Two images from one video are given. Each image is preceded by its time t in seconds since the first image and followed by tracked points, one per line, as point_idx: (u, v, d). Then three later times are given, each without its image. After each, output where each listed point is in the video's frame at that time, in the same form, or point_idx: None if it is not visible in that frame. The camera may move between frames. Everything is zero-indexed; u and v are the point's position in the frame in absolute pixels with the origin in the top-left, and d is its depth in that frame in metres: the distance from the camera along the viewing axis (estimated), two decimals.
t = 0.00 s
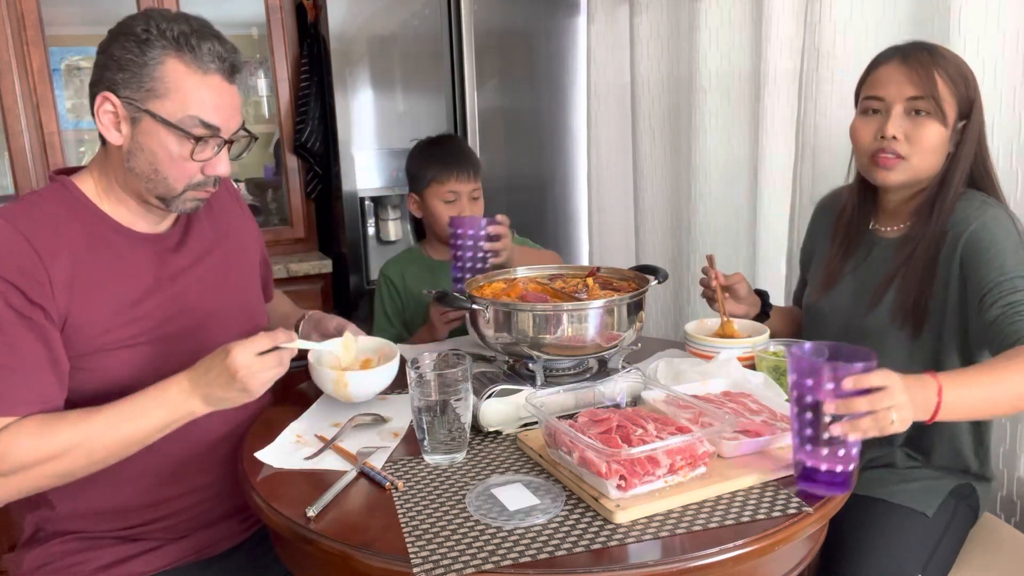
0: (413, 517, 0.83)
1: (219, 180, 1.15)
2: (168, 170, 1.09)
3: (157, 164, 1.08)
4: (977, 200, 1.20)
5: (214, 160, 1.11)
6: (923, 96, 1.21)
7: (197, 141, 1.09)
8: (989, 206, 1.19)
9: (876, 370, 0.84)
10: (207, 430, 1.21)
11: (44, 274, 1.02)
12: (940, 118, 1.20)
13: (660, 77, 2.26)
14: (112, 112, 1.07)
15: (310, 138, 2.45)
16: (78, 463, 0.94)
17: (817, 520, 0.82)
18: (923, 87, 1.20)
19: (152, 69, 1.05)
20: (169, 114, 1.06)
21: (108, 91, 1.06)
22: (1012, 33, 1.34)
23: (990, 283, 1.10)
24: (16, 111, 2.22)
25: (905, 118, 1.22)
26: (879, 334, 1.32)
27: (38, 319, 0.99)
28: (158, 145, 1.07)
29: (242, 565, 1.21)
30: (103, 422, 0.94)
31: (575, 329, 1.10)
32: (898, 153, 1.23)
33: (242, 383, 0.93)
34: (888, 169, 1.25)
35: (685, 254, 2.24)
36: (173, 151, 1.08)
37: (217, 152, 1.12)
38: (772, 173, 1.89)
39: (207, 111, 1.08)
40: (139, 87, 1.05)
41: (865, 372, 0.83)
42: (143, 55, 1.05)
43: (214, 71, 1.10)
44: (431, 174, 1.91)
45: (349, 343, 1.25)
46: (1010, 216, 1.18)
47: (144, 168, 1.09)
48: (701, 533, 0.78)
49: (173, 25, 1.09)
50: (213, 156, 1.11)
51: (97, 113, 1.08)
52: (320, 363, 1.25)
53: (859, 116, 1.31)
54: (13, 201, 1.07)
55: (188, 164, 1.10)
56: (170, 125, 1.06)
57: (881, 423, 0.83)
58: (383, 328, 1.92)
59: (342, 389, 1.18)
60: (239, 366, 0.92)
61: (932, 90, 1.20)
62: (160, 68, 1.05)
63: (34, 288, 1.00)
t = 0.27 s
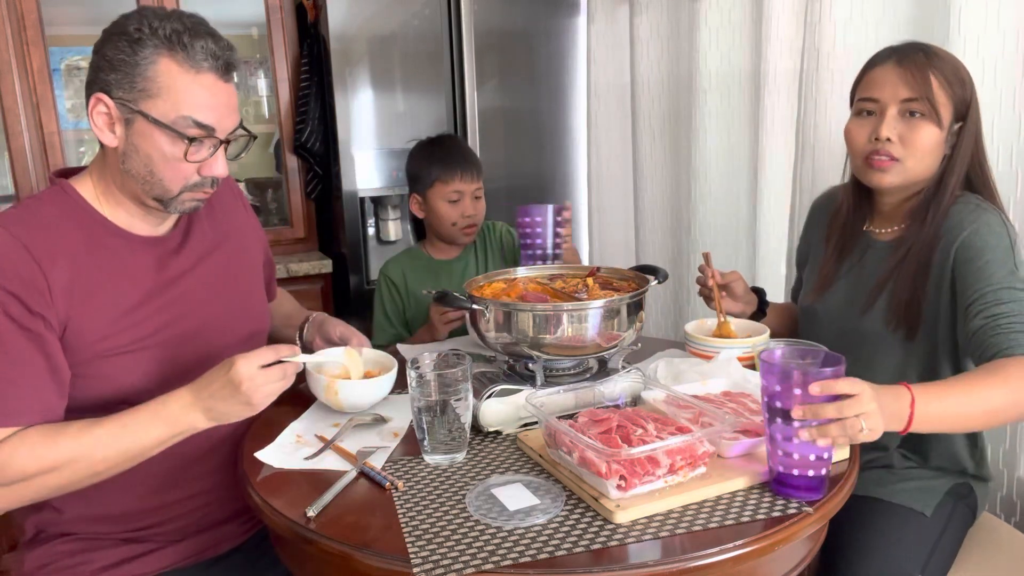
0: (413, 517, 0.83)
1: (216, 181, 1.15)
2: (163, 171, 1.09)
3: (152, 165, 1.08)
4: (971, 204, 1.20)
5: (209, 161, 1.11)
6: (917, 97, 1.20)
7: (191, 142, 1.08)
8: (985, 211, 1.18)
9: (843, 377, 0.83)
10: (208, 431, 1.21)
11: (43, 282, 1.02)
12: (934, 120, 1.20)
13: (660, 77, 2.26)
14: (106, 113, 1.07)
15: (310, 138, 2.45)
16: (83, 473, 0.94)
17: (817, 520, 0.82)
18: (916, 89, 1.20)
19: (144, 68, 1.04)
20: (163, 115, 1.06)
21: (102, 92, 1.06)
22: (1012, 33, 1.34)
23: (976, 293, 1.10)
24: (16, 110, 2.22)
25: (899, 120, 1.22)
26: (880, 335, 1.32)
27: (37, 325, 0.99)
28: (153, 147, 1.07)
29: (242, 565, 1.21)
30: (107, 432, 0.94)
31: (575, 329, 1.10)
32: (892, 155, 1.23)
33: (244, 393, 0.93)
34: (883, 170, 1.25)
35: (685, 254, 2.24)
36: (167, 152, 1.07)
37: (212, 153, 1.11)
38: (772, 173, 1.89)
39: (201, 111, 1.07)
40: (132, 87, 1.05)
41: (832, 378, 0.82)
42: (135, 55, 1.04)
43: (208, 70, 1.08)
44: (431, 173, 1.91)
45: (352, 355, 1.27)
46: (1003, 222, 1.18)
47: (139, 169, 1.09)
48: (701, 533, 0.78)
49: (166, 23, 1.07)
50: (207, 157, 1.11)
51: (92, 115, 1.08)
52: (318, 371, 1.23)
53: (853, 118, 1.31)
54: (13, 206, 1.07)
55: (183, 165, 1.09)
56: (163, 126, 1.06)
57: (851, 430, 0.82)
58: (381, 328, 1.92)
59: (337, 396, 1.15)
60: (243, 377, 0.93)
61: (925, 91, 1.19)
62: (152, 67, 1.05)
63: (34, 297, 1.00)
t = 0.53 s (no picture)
0: (413, 517, 0.83)
1: (219, 185, 1.15)
2: (166, 175, 1.09)
3: (155, 169, 1.08)
4: (979, 205, 1.20)
5: (212, 166, 1.11)
6: (905, 100, 1.20)
7: (195, 147, 1.08)
8: (992, 212, 1.18)
9: (845, 389, 0.82)
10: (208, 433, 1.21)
11: (44, 286, 1.02)
12: (924, 122, 1.20)
13: (660, 78, 2.26)
14: (109, 116, 1.07)
15: (310, 138, 2.45)
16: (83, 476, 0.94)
17: (817, 520, 0.82)
18: (904, 91, 1.20)
19: (149, 72, 1.04)
20: (167, 119, 1.06)
21: (105, 95, 1.06)
22: (1011, 33, 1.34)
23: (978, 296, 1.10)
24: (16, 110, 2.23)
25: (889, 123, 1.23)
26: (881, 335, 1.32)
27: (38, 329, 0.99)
28: (156, 151, 1.07)
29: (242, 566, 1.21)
30: (108, 436, 0.95)
31: (575, 328, 1.10)
32: (882, 158, 1.24)
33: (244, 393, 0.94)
34: (874, 175, 1.26)
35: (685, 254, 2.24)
36: (170, 157, 1.07)
37: (216, 157, 1.11)
38: (772, 173, 1.89)
39: (205, 116, 1.07)
40: (136, 91, 1.05)
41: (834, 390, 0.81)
42: (140, 59, 1.04)
43: (213, 75, 1.08)
44: (430, 173, 1.91)
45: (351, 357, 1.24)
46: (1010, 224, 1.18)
47: (142, 173, 1.09)
48: (701, 533, 0.78)
49: (172, 26, 1.07)
50: (211, 162, 1.11)
51: (95, 117, 1.08)
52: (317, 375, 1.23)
53: (846, 122, 1.31)
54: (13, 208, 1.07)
55: (186, 170, 1.09)
56: (167, 131, 1.06)
57: (847, 444, 0.81)
58: (382, 327, 1.92)
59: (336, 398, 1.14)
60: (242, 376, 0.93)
61: (911, 94, 1.20)
62: (157, 71, 1.05)
63: (34, 301, 1.00)
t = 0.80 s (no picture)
0: (413, 517, 0.83)
1: (219, 186, 1.15)
2: (166, 176, 1.09)
3: (154, 170, 1.08)
4: (983, 209, 1.20)
5: (212, 167, 1.11)
6: (872, 114, 1.24)
7: (195, 148, 1.08)
8: (996, 217, 1.18)
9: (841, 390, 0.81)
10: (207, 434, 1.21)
11: (43, 287, 1.02)
12: (895, 133, 1.21)
13: (660, 77, 2.26)
14: (109, 118, 1.07)
15: (310, 138, 2.45)
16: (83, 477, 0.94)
17: (818, 520, 0.82)
18: (871, 105, 1.23)
19: (148, 73, 1.04)
20: (167, 121, 1.06)
21: (104, 97, 1.06)
22: (1011, 33, 1.34)
23: (975, 300, 1.11)
24: (16, 110, 2.23)
25: (864, 137, 1.26)
26: (882, 336, 1.32)
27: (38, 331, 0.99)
28: (156, 152, 1.07)
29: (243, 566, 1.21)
30: (108, 437, 0.95)
31: (575, 329, 1.10)
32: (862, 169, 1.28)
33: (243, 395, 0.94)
34: (859, 186, 1.29)
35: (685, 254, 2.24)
36: (171, 157, 1.07)
37: (216, 158, 1.11)
38: (772, 172, 1.89)
39: (205, 117, 1.07)
40: (136, 93, 1.05)
41: (834, 392, 0.81)
42: (140, 60, 1.04)
43: (213, 76, 1.08)
44: (430, 173, 1.91)
45: (351, 360, 1.21)
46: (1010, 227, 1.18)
47: (142, 174, 1.09)
48: (701, 533, 0.78)
49: (172, 28, 1.07)
50: (211, 162, 1.11)
51: (94, 118, 1.07)
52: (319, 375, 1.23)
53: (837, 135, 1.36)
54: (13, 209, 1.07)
55: (186, 171, 1.09)
56: (167, 132, 1.06)
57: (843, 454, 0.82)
58: (381, 327, 1.92)
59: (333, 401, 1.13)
60: (242, 377, 0.93)
61: (877, 107, 1.23)
62: (156, 72, 1.04)
63: (33, 302, 1.00)
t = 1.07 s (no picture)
0: (413, 517, 0.83)
1: (216, 183, 1.15)
2: (163, 173, 1.09)
3: (151, 167, 1.08)
4: (973, 211, 1.19)
5: (209, 163, 1.11)
6: (850, 121, 1.27)
7: (192, 144, 1.08)
8: (985, 220, 1.18)
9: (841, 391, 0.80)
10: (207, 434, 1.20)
11: (42, 286, 1.02)
12: (872, 139, 1.24)
13: (660, 77, 2.26)
14: (106, 115, 1.07)
15: (310, 138, 2.45)
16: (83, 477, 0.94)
17: (817, 520, 0.82)
18: (851, 112, 1.27)
19: (143, 70, 1.04)
20: (163, 117, 1.05)
21: (101, 94, 1.06)
22: (1011, 32, 1.34)
23: (964, 306, 1.12)
24: (16, 110, 2.23)
25: (847, 142, 1.29)
26: (882, 336, 1.32)
27: (37, 332, 0.99)
28: (153, 149, 1.07)
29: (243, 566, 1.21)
30: (108, 437, 0.95)
31: (575, 329, 1.10)
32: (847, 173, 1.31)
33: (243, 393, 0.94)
34: (845, 189, 1.32)
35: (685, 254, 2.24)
36: (167, 154, 1.07)
37: (213, 155, 1.11)
38: (772, 172, 1.89)
39: (201, 113, 1.07)
40: (131, 89, 1.05)
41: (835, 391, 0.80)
42: (135, 57, 1.04)
43: (208, 72, 1.08)
44: (430, 173, 1.91)
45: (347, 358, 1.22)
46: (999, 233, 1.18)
47: (139, 172, 1.09)
48: (701, 533, 0.78)
49: (166, 25, 1.07)
50: (208, 159, 1.10)
51: (92, 116, 1.07)
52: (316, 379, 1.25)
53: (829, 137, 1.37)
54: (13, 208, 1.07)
55: (184, 167, 1.09)
56: (164, 129, 1.05)
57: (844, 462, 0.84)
58: (380, 327, 1.91)
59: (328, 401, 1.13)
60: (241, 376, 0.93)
61: (857, 114, 1.26)
62: (151, 69, 1.04)
63: (33, 302, 1.00)
